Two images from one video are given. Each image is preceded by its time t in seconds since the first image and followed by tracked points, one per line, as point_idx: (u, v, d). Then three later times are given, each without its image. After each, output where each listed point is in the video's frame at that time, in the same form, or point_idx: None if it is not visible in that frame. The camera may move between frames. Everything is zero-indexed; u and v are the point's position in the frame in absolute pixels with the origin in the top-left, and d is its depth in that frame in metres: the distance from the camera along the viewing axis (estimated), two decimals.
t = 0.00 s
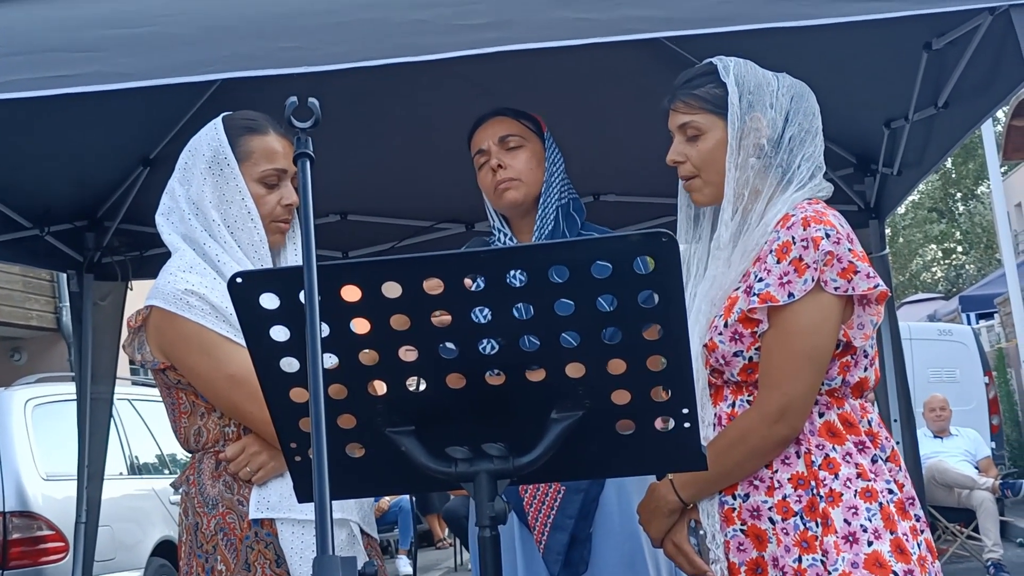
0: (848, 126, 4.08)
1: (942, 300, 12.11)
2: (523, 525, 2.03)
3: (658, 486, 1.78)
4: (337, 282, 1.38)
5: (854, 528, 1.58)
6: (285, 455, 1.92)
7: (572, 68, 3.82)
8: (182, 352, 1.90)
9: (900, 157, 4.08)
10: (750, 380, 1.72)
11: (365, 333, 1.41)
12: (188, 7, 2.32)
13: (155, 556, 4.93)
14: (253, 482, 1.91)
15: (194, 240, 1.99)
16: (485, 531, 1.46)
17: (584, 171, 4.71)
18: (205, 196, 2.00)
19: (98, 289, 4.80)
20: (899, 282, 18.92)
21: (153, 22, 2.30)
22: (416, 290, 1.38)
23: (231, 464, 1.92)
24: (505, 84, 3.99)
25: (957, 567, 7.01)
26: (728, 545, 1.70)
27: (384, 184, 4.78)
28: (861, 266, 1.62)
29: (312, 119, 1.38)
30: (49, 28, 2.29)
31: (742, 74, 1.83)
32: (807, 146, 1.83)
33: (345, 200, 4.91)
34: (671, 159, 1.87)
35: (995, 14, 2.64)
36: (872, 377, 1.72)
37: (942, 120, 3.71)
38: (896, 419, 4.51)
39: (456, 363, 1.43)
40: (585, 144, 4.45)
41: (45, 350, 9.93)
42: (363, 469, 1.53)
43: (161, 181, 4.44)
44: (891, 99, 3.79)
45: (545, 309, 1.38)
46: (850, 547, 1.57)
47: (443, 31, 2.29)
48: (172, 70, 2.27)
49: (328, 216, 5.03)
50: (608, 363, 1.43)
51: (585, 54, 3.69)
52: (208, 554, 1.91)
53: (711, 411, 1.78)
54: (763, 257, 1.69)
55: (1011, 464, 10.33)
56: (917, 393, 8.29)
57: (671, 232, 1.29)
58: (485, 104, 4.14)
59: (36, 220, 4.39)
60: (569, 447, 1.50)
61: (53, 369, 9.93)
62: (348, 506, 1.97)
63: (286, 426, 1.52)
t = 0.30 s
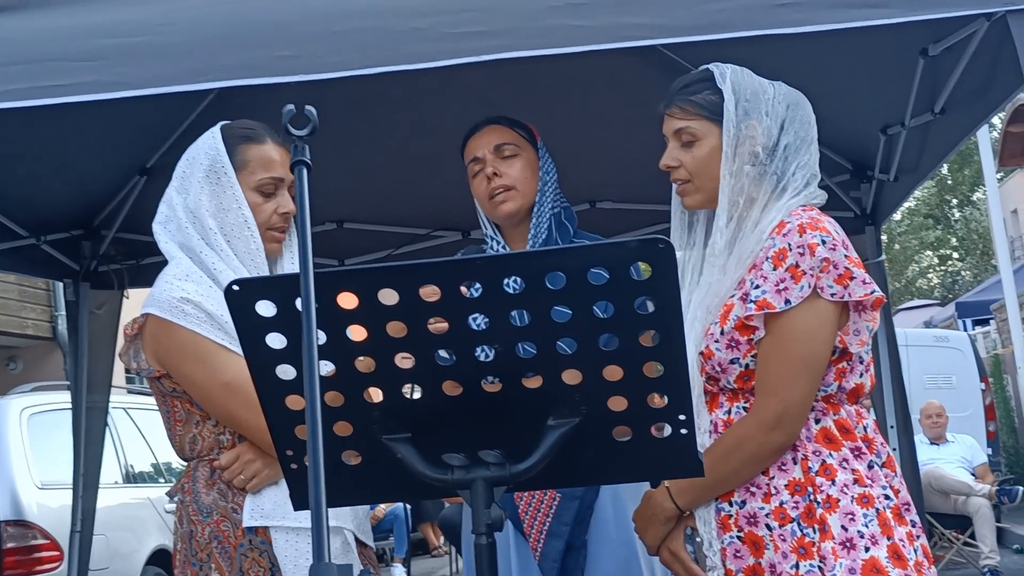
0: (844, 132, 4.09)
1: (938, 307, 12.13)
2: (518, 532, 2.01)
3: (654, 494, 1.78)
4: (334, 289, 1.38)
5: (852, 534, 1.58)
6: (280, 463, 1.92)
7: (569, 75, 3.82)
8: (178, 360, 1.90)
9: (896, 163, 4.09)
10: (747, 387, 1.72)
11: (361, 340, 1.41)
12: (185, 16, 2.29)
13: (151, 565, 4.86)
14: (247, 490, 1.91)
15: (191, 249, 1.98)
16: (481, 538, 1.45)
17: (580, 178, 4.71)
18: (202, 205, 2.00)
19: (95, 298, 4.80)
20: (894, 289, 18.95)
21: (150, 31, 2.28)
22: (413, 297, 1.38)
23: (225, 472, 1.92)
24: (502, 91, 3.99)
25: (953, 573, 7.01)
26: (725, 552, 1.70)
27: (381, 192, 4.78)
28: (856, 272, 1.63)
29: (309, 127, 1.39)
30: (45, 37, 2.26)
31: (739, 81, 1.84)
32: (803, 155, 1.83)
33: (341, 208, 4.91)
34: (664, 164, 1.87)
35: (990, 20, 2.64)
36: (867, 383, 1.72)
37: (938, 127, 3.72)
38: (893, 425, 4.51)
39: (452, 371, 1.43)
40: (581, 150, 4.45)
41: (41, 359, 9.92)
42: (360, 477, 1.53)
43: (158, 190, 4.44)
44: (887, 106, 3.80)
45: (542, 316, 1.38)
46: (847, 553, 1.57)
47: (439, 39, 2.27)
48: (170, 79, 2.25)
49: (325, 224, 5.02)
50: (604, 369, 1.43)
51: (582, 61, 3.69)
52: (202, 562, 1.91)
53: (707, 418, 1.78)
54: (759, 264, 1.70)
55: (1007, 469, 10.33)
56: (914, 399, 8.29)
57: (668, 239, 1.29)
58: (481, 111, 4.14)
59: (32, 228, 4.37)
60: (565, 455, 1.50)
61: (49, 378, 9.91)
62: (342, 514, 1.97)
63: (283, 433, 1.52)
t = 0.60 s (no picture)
0: (841, 139, 4.08)
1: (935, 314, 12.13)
2: (514, 541, 2.01)
3: (651, 501, 1.77)
4: (330, 296, 1.38)
5: (849, 542, 1.57)
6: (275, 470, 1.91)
7: (566, 82, 3.82)
8: (172, 366, 1.89)
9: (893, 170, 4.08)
10: (744, 395, 1.72)
11: (357, 348, 1.40)
12: (181, 21, 2.26)
13: (145, 572, 4.81)
14: (242, 497, 1.90)
15: (187, 256, 1.98)
16: (477, 546, 1.44)
17: (576, 185, 4.71)
18: (198, 211, 1.99)
19: (91, 304, 4.78)
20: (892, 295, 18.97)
21: (145, 37, 2.25)
22: (409, 304, 1.37)
23: (220, 479, 1.91)
24: (499, 97, 3.98)
25: None
26: (722, 560, 1.69)
27: (378, 198, 4.77)
28: (854, 280, 1.63)
29: (305, 133, 1.38)
30: (39, 42, 2.23)
31: (739, 90, 1.84)
32: (799, 163, 1.84)
33: (337, 215, 4.90)
34: (662, 170, 1.87)
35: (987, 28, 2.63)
36: (864, 391, 1.72)
37: (934, 134, 3.72)
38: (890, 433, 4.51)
39: (448, 378, 1.42)
40: (578, 157, 4.45)
41: (37, 364, 9.90)
42: (355, 485, 1.52)
43: (155, 195, 4.43)
44: (884, 113, 3.80)
45: (538, 323, 1.38)
46: (845, 561, 1.57)
47: (436, 46, 2.24)
48: (166, 86, 2.24)
49: (322, 230, 5.01)
50: (600, 377, 1.42)
51: (578, 67, 3.70)
52: (197, 569, 1.90)
53: (704, 426, 1.78)
54: (756, 272, 1.70)
55: (1006, 477, 10.31)
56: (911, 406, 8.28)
57: (665, 246, 1.30)
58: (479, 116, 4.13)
59: (27, 234, 4.35)
60: (561, 463, 1.49)
61: (45, 384, 9.90)
62: (338, 521, 1.96)
63: (278, 440, 1.52)
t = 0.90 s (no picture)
0: (838, 141, 4.09)
1: (932, 317, 12.15)
2: (512, 542, 2.01)
3: (650, 503, 1.78)
4: (329, 298, 1.38)
5: (847, 543, 1.58)
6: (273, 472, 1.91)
7: (564, 84, 3.82)
8: (171, 368, 1.89)
9: (890, 172, 4.09)
10: (742, 398, 1.72)
11: (355, 349, 1.41)
12: (179, 23, 2.26)
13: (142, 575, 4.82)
14: (241, 499, 1.90)
15: (184, 258, 1.98)
16: (475, 548, 1.44)
17: (574, 187, 4.71)
18: (196, 214, 1.99)
19: (90, 305, 4.77)
20: (889, 298, 19.00)
21: (144, 39, 2.25)
22: (407, 306, 1.38)
23: (219, 481, 1.91)
24: (497, 99, 3.98)
25: None
26: (721, 562, 1.69)
27: (376, 199, 4.77)
28: (851, 282, 1.63)
29: (304, 135, 1.39)
30: (38, 43, 2.23)
31: (732, 93, 1.84)
32: (795, 166, 1.84)
33: (336, 217, 4.91)
34: (655, 173, 1.87)
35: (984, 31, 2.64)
36: (861, 392, 1.72)
37: (932, 137, 3.73)
38: (887, 435, 4.52)
39: (446, 380, 1.42)
40: (576, 159, 4.45)
41: (34, 366, 9.88)
42: (354, 487, 1.53)
43: (153, 197, 4.43)
44: (881, 115, 3.80)
45: (536, 325, 1.38)
46: (843, 562, 1.57)
47: (434, 48, 2.24)
48: (163, 87, 2.23)
49: (320, 232, 5.02)
50: (599, 379, 1.42)
51: (576, 69, 3.71)
52: (196, 572, 1.90)
53: (702, 428, 1.78)
54: (754, 274, 1.70)
55: (1004, 479, 10.32)
56: (909, 408, 8.30)
57: (662, 248, 1.30)
58: (477, 118, 4.13)
59: (26, 235, 4.37)
60: (560, 465, 1.49)
61: (41, 386, 9.89)
62: (336, 522, 1.96)
63: (277, 442, 1.52)
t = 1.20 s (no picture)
0: (840, 137, 4.08)
1: (935, 313, 12.13)
2: (516, 539, 2.02)
3: (653, 499, 1.78)
4: (332, 295, 1.38)
5: (851, 540, 1.58)
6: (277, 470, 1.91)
7: (565, 80, 3.82)
8: (174, 366, 1.89)
9: (892, 168, 4.08)
10: (746, 394, 1.72)
11: (358, 347, 1.41)
12: (179, 22, 2.26)
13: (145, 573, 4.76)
14: (245, 496, 1.90)
15: (187, 257, 1.98)
16: (479, 545, 1.44)
17: (576, 184, 4.71)
18: (199, 212, 1.99)
19: (92, 304, 4.78)
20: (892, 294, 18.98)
21: (144, 38, 2.25)
22: (409, 304, 1.38)
23: (223, 479, 1.91)
24: (498, 97, 3.98)
25: None
26: (724, 558, 1.70)
27: (378, 198, 4.77)
28: (855, 278, 1.63)
29: (305, 134, 1.38)
30: (38, 43, 2.23)
31: (738, 89, 1.84)
32: (799, 162, 1.84)
33: (337, 215, 4.91)
34: (663, 168, 1.87)
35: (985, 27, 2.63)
36: (865, 389, 1.72)
37: (933, 132, 3.72)
38: (891, 431, 4.52)
39: (450, 377, 1.42)
40: (578, 156, 4.45)
41: (37, 365, 9.89)
42: (357, 485, 1.53)
43: (155, 196, 4.43)
44: (883, 111, 3.80)
45: (538, 322, 1.38)
46: (847, 559, 1.57)
47: (434, 46, 2.23)
48: (164, 87, 2.23)
49: (322, 230, 5.01)
50: (602, 376, 1.42)
51: (577, 66, 3.70)
52: (201, 570, 1.90)
53: (706, 424, 1.78)
54: (757, 270, 1.70)
55: (1007, 476, 10.30)
56: (911, 403, 8.29)
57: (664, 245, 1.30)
58: (478, 116, 4.13)
59: (27, 235, 4.35)
60: (562, 462, 1.49)
61: (44, 385, 9.89)
62: (340, 520, 1.96)
63: (280, 440, 1.52)
